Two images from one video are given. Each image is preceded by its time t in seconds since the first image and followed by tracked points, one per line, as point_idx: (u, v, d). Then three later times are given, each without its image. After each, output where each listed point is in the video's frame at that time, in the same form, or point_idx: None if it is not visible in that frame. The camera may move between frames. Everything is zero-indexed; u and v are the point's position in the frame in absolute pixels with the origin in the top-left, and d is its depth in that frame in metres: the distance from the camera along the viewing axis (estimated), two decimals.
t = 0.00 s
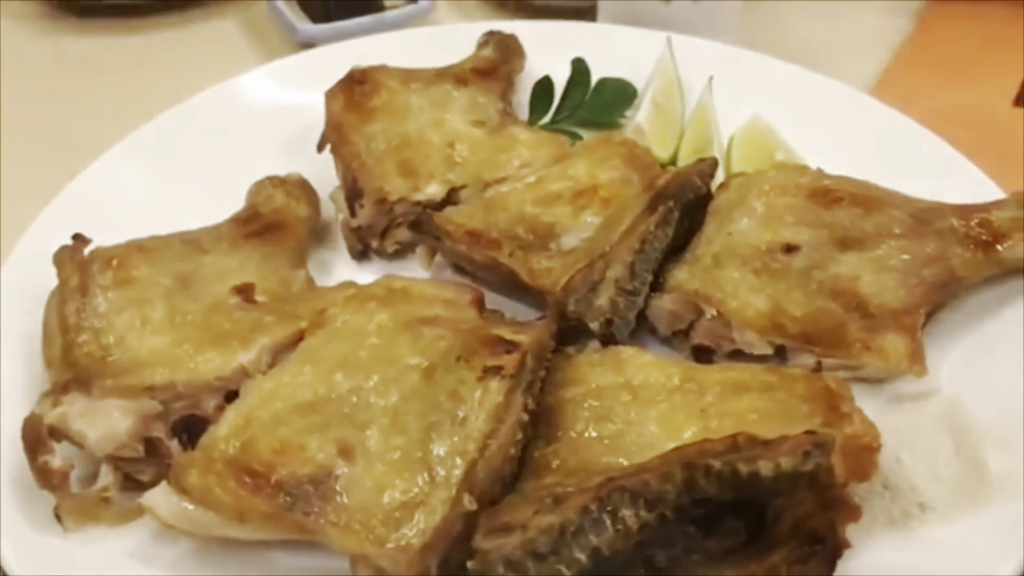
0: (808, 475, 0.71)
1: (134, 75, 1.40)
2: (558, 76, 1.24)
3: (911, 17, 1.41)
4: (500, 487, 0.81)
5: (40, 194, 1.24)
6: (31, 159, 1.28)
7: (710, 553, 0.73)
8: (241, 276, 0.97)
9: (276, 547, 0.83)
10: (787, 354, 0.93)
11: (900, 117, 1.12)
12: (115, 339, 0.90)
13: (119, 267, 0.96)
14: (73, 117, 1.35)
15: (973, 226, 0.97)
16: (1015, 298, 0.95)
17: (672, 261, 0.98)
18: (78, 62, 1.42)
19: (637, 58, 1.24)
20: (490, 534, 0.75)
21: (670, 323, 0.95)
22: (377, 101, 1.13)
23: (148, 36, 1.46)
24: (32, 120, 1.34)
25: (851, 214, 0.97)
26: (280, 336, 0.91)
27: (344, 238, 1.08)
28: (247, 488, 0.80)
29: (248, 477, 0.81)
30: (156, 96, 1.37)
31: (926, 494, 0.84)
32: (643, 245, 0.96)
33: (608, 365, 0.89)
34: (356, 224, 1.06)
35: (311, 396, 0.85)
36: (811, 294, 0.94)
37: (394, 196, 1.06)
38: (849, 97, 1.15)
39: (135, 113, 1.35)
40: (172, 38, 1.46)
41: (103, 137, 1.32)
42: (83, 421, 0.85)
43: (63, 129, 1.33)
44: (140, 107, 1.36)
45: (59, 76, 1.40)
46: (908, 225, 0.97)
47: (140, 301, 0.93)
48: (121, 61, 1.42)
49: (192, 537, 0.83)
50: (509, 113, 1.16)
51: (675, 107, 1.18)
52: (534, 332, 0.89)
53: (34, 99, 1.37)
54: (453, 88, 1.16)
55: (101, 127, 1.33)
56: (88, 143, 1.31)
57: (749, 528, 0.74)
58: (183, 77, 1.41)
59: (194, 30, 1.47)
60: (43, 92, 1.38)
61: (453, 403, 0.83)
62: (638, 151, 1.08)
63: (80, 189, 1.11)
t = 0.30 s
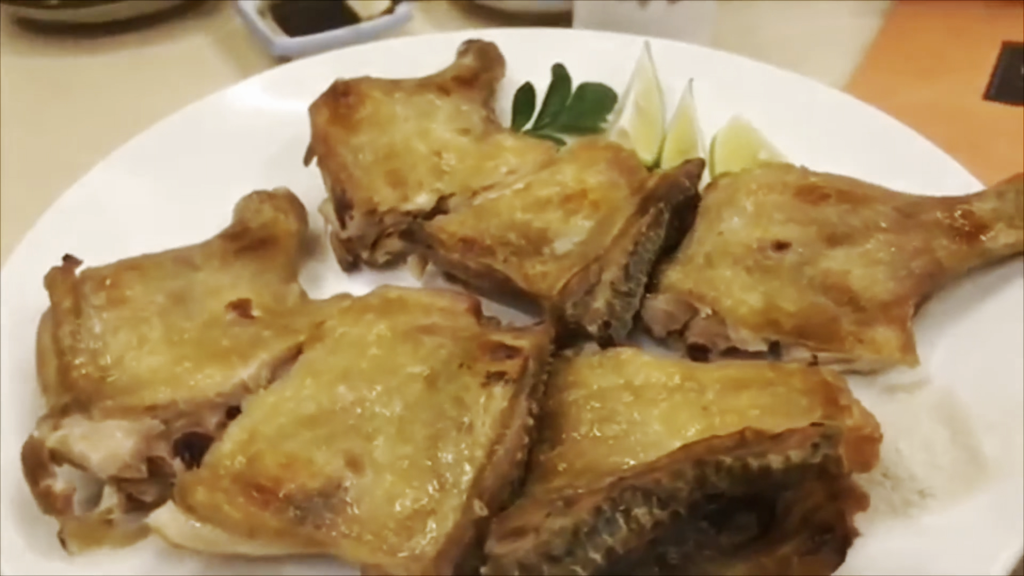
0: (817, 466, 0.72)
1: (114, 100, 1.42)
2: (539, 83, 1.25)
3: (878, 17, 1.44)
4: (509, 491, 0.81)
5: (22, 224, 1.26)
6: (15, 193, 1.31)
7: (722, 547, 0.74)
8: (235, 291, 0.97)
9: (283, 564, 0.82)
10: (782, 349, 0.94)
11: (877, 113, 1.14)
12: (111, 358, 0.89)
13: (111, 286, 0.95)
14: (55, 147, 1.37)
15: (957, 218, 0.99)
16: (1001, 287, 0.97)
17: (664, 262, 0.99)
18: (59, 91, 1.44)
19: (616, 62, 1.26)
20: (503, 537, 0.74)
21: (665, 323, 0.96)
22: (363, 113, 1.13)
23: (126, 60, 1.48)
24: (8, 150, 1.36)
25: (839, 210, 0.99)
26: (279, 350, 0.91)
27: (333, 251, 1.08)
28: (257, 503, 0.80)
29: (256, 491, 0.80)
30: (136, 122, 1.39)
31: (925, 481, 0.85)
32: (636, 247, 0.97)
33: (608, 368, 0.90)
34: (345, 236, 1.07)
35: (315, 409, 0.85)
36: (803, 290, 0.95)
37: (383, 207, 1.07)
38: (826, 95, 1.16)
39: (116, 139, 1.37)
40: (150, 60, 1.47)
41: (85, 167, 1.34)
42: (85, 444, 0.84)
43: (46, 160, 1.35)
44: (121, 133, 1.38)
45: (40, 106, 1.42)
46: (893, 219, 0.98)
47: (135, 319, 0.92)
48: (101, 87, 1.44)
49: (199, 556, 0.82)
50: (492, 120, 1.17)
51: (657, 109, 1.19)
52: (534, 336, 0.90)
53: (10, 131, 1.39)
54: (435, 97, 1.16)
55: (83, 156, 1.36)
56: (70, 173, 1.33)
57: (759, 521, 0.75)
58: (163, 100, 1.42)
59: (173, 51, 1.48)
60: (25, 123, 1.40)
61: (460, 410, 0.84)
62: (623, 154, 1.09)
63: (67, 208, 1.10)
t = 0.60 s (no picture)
0: (828, 455, 0.74)
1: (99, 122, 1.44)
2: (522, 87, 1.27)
3: (850, 14, 1.46)
4: (521, 491, 0.82)
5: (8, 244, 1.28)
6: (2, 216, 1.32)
7: (738, 537, 0.75)
8: (234, 302, 0.97)
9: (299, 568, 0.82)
10: (779, 342, 0.95)
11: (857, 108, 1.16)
12: (114, 372, 0.89)
13: (110, 301, 0.94)
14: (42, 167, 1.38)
15: (943, 209, 1.01)
16: (989, 272, 0.99)
17: (658, 260, 1.01)
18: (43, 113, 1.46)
19: (597, 65, 1.27)
20: (519, 536, 0.75)
21: (662, 320, 0.98)
22: (351, 123, 1.14)
23: (110, 82, 1.50)
24: None
25: (828, 204, 1.00)
26: (282, 359, 0.91)
27: (327, 259, 1.09)
28: (270, 511, 0.80)
29: (269, 500, 0.80)
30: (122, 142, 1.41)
31: (927, 467, 0.87)
32: (632, 246, 0.99)
33: (610, 367, 0.91)
34: (339, 245, 1.08)
35: (323, 417, 0.85)
36: (798, 284, 0.96)
37: (376, 214, 1.08)
38: (806, 92, 1.18)
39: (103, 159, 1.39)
40: (134, 81, 1.49)
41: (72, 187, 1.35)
42: (93, 459, 0.84)
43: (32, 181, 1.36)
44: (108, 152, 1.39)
45: (26, 129, 1.44)
46: (881, 211, 1.00)
47: (135, 334, 0.91)
48: (84, 110, 1.46)
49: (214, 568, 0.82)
50: (479, 126, 1.18)
51: (641, 111, 1.21)
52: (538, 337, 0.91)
53: None
54: (422, 104, 1.17)
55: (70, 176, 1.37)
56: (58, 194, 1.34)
57: (773, 509, 0.75)
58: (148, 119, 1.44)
59: (155, 71, 1.50)
60: (11, 146, 1.42)
61: (469, 413, 0.84)
62: (612, 154, 1.10)
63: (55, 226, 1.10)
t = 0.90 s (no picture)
0: (838, 439, 0.76)
1: (84, 131, 1.44)
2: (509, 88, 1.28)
3: (826, 10, 1.48)
4: (533, 485, 0.83)
5: None
6: None
7: (751, 524, 0.76)
8: (235, 308, 0.97)
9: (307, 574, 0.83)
10: (777, 333, 0.97)
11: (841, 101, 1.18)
12: (120, 382, 0.89)
13: (112, 310, 0.94)
14: (30, 175, 1.38)
15: (931, 197, 1.02)
16: (978, 259, 1.01)
17: (656, 255, 1.02)
18: (28, 123, 1.46)
19: (582, 64, 1.28)
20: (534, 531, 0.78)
21: (661, 314, 0.99)
22: (343, 129, 1.14)
23: (94, 92, 1.50)
24: None
25: (820, 195, 1.02)
26: (288, 363, 0.91)
27: (324, 263, 1.10)
28: (285, 512, 0.80)
29: (283, 502, 0.80)
30: (110, 149, 1.41)
31: (928, 450, 0.88)
32: (630, 243, 1.00)
33: (614, 362, 0.92)
34: (336, 248, 1.08)
35: (333, 419, 0.85)
36: (793, 275, 0.98)
37: (372, 217, 1.08)
38: (789, 86, 1.20)
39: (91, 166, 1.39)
40: (119, 91, 1.50)
41: (60, 196, 1.35)
42: (105, 468, 0.83)
43: (21, 189, 1.36)
44: (96, 160, 1.40)
45: (11, 139, 1.44)
46: (871, 201, 1.02)
47: (139, 343, 0.91)
48: (66, 120, 1.46)
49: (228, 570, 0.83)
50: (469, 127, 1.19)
51: (629, 111, 1.22)
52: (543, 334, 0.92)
53: None
54: (412, 107, 1.18)
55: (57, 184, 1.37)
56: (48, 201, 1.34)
57: (786, 496, 0.77)
58: (134, 128, 1.44)
59: (140, 81, 1.51)
60: None
61: (478, 409, 0.85)
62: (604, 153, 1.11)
63: (51, 234, 1.09)
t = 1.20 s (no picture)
0: (846, 425, 0.77)
1: (70, 139, 1.44)
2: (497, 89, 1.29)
3: (804, 7, 1.50)
4: (544, 480, 0.84)
5: None
6: None
7: (762, 511, 0.78)
8: (239, 313, 0.97)
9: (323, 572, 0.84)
10: (775, 325, 0.98)
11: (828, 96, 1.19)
12: (127, 389, 0.89)
13: (114, 317, 0.94)
14: (17, 186, 1.38)
15: (920, 186, 1.04)
16: (968, 247, 1.03)
17: (653, 251, 1.04)
18: (15, 134, 1.46)
19: (569, 64, 1.30)
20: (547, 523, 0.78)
21: (661, 308, 1.01)
22: (337, 134, 1.15)
23: (77, 100, 1.50)
24: None
25: (812, 188, 1.04)
26: (295, 366, 0.91)
27: (323, 267, 1.10)
28: (301, 512, 0.80)
29: (299, 503, 0.81)
30: (96, 158, 1.41)
31: (928, 434, 0.90)
32: (629, 239, 1.02)
33: (618, 356, 0.93)
34: (335, 252, 1.09)
35: (344, 420, 0.86)
36: (789, 266, 0.99)
37: (369, 220, 1.09)
38: (776, 82, 1.22)
39: (78, 175, 1.39)
40: (103, 99, 1.50)
41: (50, 206, 1.35)
42: (117, 475, 0.83)
43: (9, 200, 1.36)
44: (84, 169, 1.40)
45: None
46: (862, 192, 1.03)
47: (144, 349, 0.91)
48: (53, 129, 1.46)
49: (243, 571, 0.84)
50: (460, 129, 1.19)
51: (618, 109, 1.23)
52: (548, 331, 0.92)
53: None
54: (403, 110, 1.18)
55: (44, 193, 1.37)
56: (37, 212, 1.34)
57: (797, 482, 0.78)
58: (121, 135, 1.44)
59: (124, 89, 1.51)
60: None
61: (487, 405, 0.85)
62: (596, 151, 1.12)
63: (46, 243, 1.11)
